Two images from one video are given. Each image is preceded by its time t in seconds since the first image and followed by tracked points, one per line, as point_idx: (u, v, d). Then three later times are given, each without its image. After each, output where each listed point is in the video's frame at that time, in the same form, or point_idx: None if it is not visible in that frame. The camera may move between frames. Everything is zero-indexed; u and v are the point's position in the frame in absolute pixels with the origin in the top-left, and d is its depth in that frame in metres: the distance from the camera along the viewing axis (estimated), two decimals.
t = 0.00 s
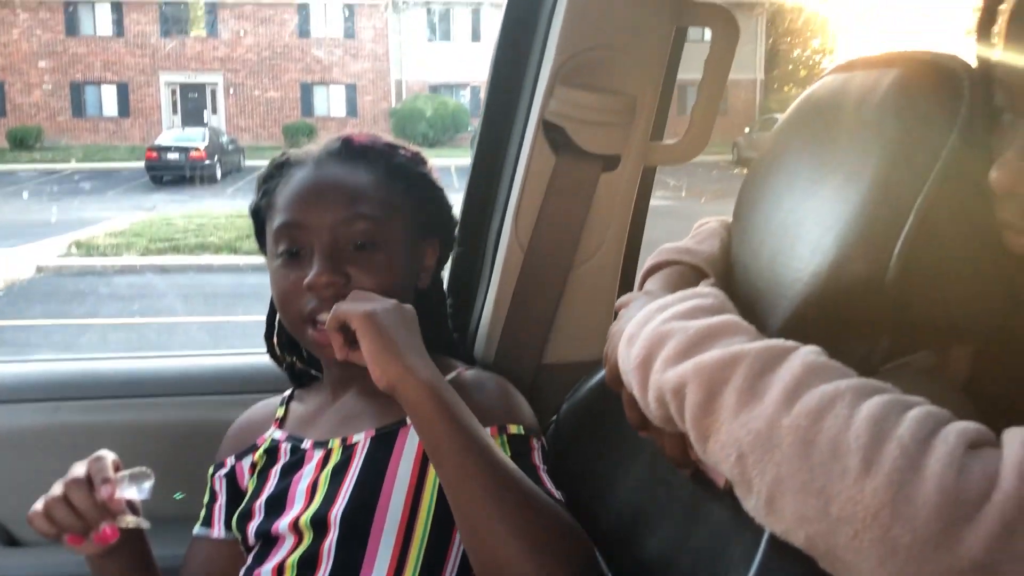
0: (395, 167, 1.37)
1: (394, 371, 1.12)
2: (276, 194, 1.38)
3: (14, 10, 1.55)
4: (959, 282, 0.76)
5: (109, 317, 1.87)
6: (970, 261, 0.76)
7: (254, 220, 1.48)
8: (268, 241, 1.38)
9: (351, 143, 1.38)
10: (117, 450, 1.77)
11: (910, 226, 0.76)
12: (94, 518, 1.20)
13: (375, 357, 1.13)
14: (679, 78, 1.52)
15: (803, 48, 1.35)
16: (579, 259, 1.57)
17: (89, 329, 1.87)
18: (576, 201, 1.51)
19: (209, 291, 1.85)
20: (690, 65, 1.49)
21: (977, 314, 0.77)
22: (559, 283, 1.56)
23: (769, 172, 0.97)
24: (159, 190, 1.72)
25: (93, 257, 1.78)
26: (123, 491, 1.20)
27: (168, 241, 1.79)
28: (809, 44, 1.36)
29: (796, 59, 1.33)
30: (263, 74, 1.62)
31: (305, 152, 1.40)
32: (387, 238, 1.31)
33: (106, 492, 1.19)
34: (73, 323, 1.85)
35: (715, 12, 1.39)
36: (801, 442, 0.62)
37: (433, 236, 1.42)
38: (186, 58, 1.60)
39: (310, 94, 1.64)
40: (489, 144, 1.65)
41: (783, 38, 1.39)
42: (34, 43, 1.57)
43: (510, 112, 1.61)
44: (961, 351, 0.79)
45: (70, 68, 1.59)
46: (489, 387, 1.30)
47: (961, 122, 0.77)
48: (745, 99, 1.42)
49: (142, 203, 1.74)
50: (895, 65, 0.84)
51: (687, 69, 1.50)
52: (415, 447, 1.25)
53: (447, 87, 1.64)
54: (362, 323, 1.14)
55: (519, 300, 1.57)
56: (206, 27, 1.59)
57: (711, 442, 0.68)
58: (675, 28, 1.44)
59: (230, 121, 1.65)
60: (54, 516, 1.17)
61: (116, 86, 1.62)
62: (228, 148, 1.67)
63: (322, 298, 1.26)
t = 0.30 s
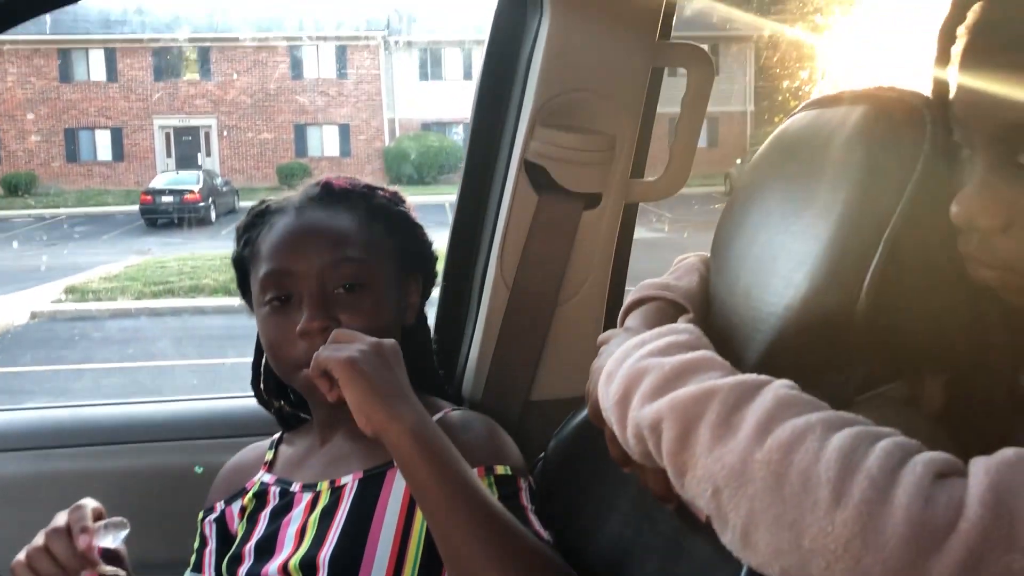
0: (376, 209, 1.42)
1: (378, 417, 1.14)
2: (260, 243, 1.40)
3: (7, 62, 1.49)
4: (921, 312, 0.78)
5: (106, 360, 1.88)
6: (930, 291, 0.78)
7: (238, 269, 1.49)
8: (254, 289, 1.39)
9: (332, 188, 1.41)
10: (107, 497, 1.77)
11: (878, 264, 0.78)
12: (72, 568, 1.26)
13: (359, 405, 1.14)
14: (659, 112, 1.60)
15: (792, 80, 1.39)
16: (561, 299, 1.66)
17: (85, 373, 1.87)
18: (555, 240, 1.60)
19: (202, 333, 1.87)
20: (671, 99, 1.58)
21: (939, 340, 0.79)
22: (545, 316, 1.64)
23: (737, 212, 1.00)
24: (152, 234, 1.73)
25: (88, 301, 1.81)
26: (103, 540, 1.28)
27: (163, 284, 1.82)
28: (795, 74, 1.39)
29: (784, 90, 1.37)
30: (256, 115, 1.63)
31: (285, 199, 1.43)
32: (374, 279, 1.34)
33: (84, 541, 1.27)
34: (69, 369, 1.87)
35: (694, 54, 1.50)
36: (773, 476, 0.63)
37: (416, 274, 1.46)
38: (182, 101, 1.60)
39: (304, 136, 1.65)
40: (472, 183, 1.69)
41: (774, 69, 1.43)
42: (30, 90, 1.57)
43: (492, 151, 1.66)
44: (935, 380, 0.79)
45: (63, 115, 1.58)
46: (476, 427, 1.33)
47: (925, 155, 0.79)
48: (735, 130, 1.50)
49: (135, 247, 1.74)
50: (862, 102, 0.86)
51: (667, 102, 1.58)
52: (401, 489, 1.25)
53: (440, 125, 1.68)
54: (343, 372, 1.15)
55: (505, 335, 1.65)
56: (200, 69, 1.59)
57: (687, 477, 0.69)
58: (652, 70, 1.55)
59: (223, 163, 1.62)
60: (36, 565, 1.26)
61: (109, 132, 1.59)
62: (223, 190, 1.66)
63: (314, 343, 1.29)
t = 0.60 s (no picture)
0: (368, 237, 1.43)
1: (372, 445, 1.14)
2: (252, 271, 1.41)
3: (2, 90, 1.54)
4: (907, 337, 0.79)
5: (102, 389, 1.86)
6: (916, 316, 0.78)
7: (228, 297, 1.49)
8: (245, 319, 1.39)
9: (323, 217, 1.43)
10: (99, 529, 1.75)
11: (861, 290, 0.78)
12: None
13: (353, 434, 1.15)
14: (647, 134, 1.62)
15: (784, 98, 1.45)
16: (553, 321, 1.67)
17: (79, 402, 1.86)
18: (546, 264, 1.61)
19: (195, 362, 1.87)
20: (657, 120, 1.61)
21: (923, 364, 0.80)
22: (535, 339, 1.65)
23: (724, 235, 1.01)
24: (147, 261, 1.74)
25: (82, 330, 1.78)
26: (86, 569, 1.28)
27: (158, 311, 1.80)
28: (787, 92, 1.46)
29: (776, 108, 1.44)
30: (252, 141, 1.63)
31: (277, 229, 1.43)
32: (366, 308, 1.35)
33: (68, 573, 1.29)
34: (61, 399, 1.84)
35: (680, 80, 1.53)
36: (760, 501, 0.63)
37: (408, 302, 1.46)
38: (176, 127, 1.60)
39: (300, 160, 1.66)
40: (462, 207, 1.70)
41: (767, 87, 1.48)
42: (24, 119, 1.58)
43: (482, 176, 1.68)
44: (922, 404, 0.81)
45: (58, 142, 1.58)
46: (468, 454, 1.37)
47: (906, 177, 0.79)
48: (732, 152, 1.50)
49: (131, 274, 1.75)
50: (841, 126, 0.87)
51: (654, 123, 1.61)
52: (392, 518, 1.25)
53: (433, 147, 1.69)
54: (337, 400, 1.16)
55: (499, 359, 1.66)
56: (194, 95, 1.60)
57: (675, 504, 0.69)
58: (639, 95, 1.58)
59: (219, 189, 1.64)
60: None
61: (105, 159, 1.61)
62: (218, 216, 1.67)
63: (307, 373, 1.28)
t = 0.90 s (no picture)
0: (365, 249, 1.45)
1: (357, 481, 1.12)
2: (251, 282, 1.41)
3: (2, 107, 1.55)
4: (901, 349, 0.79)
5: (101, 405, 1.85)
6: (910, 327, 0.79)
7: (224, 312, 1.50)
8: (244, 328, 1.40)
9: (321, 229, 1.43)
10: (96, 546, 1.74)
11: (854, 300, 0.78)
12: None
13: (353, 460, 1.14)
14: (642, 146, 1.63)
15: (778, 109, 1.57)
16: (550, 334, 1.67)
17: (77, 418, 1.85)
18: (543, 277, 1.61)
19: (190, 377, 1.85)
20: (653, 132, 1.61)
21: (918, 378, 0.80)
22: (534, 352, 1.65)
23: (721, 246, 1.00)
24: (145, 276, 1.71)
25: (81, 344, 1.77)
26: None
27: (156, 326, 1.77)
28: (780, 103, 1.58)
29: (774, 119, 1.55)
30: (250, 156, 1.64)
31: (272, 243, 1.44)
32: (365, 316, 1.36)
33: None
34: (59, 415, 1.84)
35: (672, 95, 1.53)
36: (754, 514, 0.63)
37: (404, 313, 1.47)
38: (174, 142, 1.61)
39: (298, 174, 1.66)
40: (459, 220, 1.71)
41: (763, 98, 1.58)
42: (25, 135, 1.59)
43: (478, 190, 1.69)
44: (919, 416, 0.82)
45: (58, 158, 1.59)
46: (463, 470, 1.38)
47: (899, 189, 0.79)
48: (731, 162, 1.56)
49: (129, 289, 1.73)
50: (837, 137, 0.88)
51: (649, 135, 1.62)
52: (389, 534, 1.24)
53: (433, 160, 1.69)
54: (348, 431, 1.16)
55: (496, 371, 1.66)
56: (193, 109, 1.60)
57: (671, 518, 0.69)
58: (634, 109, 1.59)
59: (218, 204, 1.65)
60: None
61: (104, 175, 1.63)
62: (217, 230, 1.66)
63: (307, 379, 1.28)
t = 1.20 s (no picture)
0: (352, 263, 1.49)
1: (356, 493, 1.11)
2: (239, 301, 1.45)
3: (3, 116, 1.56)
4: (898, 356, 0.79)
5: (102, 414, 1.84)
6: (907, 330, 0.79)
7: (216, 329, 1.53)
8: (235, 348, 1.45)
9: (307, 244, 1.48)
10: (96, 555, 1.74)
11: (853, 310, 0.79)
12: None
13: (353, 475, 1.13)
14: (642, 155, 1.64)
15: (778, 118, 1.58)
16: (550, 342, 1.67)
17: (78, 427, 1.85)
18: (543, 285, 1.62)
19: (192, 386, 1.85)
20: (653, 140, 1.62)
21: (915, 383, 0.80)
22: (534, 360, 1.65)
23: (717, 255, 1.01)
24: (148, 285, 1.72)
25: (82, 353, 1.77)
26: None
27: (157, 335, 1.78)
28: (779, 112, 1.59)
29: (774, 127, 1.57)
30: (251, 164, 1.62)
31: (262, 259, 1.48)
32: (353, 333, 1.41)
33: None
34: (61, 423, 1.84)
35: (673, 100, 1.54)
36: (755, 522, 0.63)
37: (395, 322, 1.52)
38: (175, 152, 1.61)
39: (300, 183, 1.66)
40: (459, 229, 1.71)
41: (762, 106, 1.58)
42: (27, 144, 1.59)
43: (478, 199, 1.69)
44: (918, 420, 0.80)
45: (58, 167, 1.59)
46: (460, 480, 1.39)
47: (898, 198, 0.80)
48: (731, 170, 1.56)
49: (131, 298, 1.74)
50: (835, 147, 0.88)
51: (648, 144, 1.62)
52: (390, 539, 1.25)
53: (433, 168, 1.69)
54: (353, 442, 1.19)
55: (496, 380, 1.66)
56: (194, 118, 1.61)
57: (671, 526, 0.69)
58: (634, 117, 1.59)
59: (219, 213, 1.64)
60: None
61: (105, 183, 1.62)
62: (218, 239, 1.67)
63: (298, 398, 1.33)
